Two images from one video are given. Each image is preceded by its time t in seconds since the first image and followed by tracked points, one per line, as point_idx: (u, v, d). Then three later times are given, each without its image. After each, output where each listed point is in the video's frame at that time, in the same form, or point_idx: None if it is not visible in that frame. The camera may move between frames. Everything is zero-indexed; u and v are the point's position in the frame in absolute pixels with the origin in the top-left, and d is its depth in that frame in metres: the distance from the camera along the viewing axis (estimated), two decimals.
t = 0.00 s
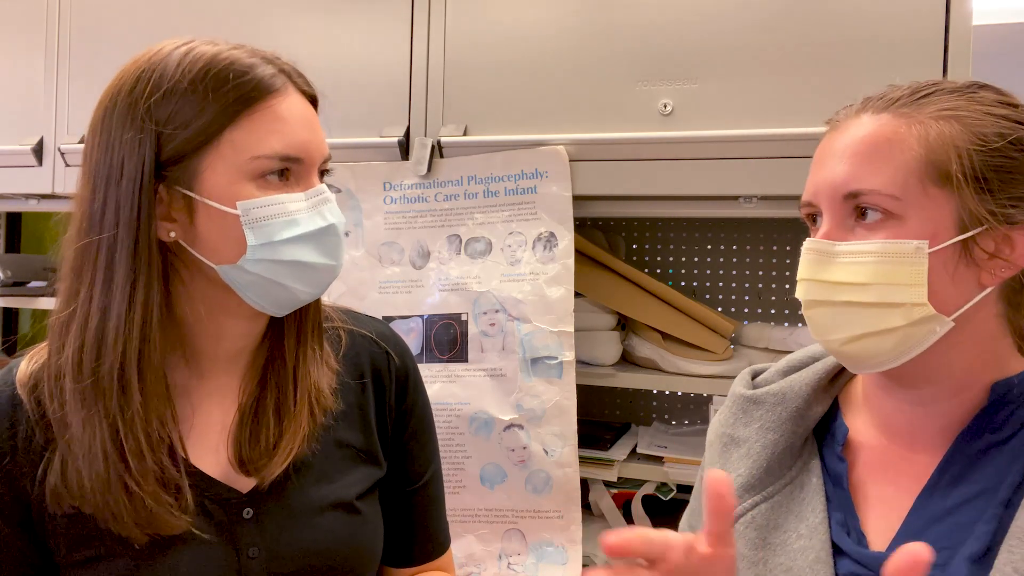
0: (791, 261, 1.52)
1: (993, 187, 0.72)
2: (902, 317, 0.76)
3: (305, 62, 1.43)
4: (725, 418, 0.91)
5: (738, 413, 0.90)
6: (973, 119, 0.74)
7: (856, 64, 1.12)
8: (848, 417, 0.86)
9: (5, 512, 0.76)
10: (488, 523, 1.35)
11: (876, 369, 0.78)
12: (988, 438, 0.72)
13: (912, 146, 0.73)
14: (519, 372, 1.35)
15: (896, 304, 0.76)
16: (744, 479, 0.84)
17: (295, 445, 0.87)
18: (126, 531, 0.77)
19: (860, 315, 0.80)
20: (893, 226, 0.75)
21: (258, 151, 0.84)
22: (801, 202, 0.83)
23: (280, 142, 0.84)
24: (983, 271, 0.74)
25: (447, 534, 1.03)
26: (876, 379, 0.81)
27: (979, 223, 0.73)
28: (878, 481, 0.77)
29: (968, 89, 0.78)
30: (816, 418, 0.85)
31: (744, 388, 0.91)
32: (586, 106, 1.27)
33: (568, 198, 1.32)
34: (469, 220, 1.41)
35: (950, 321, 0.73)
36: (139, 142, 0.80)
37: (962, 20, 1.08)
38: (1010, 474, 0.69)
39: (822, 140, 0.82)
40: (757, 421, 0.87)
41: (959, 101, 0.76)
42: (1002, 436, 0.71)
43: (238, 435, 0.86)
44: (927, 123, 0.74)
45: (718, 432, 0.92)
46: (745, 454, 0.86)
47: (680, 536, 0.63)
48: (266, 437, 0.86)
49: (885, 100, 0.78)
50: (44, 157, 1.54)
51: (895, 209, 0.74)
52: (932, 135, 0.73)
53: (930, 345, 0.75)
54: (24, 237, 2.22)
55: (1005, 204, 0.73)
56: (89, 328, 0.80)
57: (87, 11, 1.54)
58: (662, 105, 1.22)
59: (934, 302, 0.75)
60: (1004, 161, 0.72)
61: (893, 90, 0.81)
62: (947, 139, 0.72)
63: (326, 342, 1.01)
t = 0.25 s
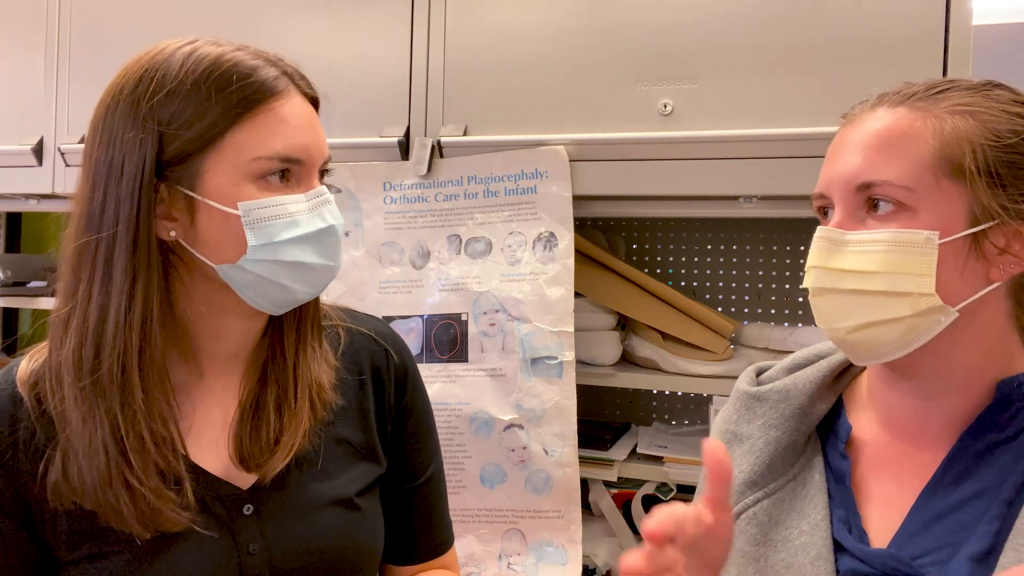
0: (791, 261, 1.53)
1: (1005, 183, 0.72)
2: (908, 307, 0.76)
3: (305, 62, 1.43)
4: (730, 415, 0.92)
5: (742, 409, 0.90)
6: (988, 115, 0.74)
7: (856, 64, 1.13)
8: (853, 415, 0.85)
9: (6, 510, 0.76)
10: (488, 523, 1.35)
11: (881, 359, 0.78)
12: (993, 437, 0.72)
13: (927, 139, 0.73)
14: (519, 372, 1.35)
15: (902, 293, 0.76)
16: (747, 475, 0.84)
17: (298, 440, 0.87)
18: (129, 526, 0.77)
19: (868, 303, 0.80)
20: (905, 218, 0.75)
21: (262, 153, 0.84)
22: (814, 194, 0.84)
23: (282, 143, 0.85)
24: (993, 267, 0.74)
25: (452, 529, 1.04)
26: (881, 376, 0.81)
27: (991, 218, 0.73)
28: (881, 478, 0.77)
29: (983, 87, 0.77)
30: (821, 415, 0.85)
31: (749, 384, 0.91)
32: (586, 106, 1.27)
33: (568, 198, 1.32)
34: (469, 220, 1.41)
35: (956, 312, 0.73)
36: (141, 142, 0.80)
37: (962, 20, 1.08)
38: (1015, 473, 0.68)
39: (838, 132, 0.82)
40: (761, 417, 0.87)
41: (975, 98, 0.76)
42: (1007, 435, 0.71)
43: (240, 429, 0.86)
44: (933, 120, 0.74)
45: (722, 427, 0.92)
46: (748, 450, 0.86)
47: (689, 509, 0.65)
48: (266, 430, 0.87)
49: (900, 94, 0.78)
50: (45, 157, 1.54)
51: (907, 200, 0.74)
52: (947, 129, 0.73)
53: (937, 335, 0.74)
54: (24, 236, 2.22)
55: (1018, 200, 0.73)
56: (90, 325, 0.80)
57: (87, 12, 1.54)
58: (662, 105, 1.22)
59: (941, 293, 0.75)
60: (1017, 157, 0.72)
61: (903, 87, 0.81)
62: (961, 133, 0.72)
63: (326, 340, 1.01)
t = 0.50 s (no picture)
0: (792, 261, 1.53)
1: (1005, 184, 0.72)
2: (906, 311, 0.76)
3: (305, 62, 1.43)
4: (732, 412, 0.91)
5: (743, 407, 0.90)
6: (987, 116, 0.74)
7: (856, 64, 1.13)
8: (853, 412, 0.85)
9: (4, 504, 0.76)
10: (488, 523, 1.35)
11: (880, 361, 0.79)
12: (998, 436, 0.72)
13: (924, 141, 0.73)
14: (519, 372, 1.35)
15: (900, 298, 0.77)
16: (750, 473, 0.84)
17: (299, 438, 0.87)
18: (129, 525, 0.77)
19: (868, 307, 0.81)
20: (903, 221, 0.75)
21: (260, 146, 0.84)
22: (814, 195, 0.84)
23: (281, 137, 0.85)
24: (993, 269, 0.73)
25: (451, 530, 1.04)
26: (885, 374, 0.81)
27: (989, 219, 0.73)
28: (884, 476, 0.77)
29: (984, 84, 0.77)
30: (823, 412, 0.85)
31: (750, 382, 0.91)
32: (586, 106, 1.27)
33: (568, 198, 1.32)
34: (469, 220, 1.41)
35: (956, 316, 0.73)
36: (141, 141, 0.80)
37: (962, 21, 1.08)
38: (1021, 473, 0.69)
39: (838, 132, 0.82)
40: (763, 415, 0.87)
41: (975, 97, 0.75)
42: (1012, 434, 0.71)
43: (241, 428, 0.86)
44: (928, 120, 0.74)
45: (723, 426, 0.91)
46: (750, 448, 0.86)
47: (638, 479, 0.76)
48: (270, 430, 0.87)
49: (899, 95, 0.78)
50: (45, 157, 1.54)
51: (905, 204, 0.74)
52: (945, 131, 0.73)
53: (935, 340, 0.74)
54: (24, 236, 2.22)
55: (1017, 201, 0.73)
56: (94, 323, 0.80)
57: (87, 11, 1.54)
58: (662, 105, 1.22)
59: (939, 297, 0.75)
60: (1017, 158, 0.72)
61: (899, 86, 0.81)
62: (959, 135, 0.72)
63: (326, 339, 1.01)
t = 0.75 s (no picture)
0: (792, 261, 1.52)
1: None
2: (933, 314, 0.75)
3: (305, 62, 1.43)
4: (735, 414, 0.91)
5: (749, 407, 0.90)
6: (1004, 116, 0.73)
7: (855, 63, 1.13)
8: (859, 412, 0.85)
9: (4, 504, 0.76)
10: (488, 523, 1.35)
11: (901, 364, 0.77)
12: (1002, 436, 0.71)
13: (949, 141, 0.72)
14: (519, 372, 1.35)
15: (929, 300, 0.76)
16: (756, 473, 0.84)
17: (301, 438, 0.87)
18: (124, 527, 0.76)
19: (888, 310, 0.79)
20: (928, 222, 0.74)
21: (261, 145, 0.84)
22: (825, 194, 0.82)
23: (284, 136, 0.85)
24: (1012, 269, 0.74)
25: (450, 533, 1.04)
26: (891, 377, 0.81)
27: (1012, 220, 0.73)
28: (889, 477, 0.77)
29: (997, 86, 0.77)
30: (829, 414, 0.85)
31: (755, 383, 0.91)
32: (585, 106, 1.27)
33: (568, 198, 1.32)
34: (469, 220, 1.41)
35: (979, 318, 0.73)
36: (143, 143, 0.80)
37: (962, 20, 1.08)
38: None
39: (846, 133, 0.81)
40: (769, 416, 0.87)
41: (992, 98, 0.75)
42: (1017, 433, 0.71)
43: (241, 430, 0.86)
44: (943, 119, 0.73)
45: (727, 426, 0.91)
46: (756, 449, 0.86)
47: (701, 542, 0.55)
48: (271, 431, 0.87)
49: (915, 94, 0.77)
50: (44, 157, 1.54)
51: (932, 205, 0.73)
52: (969, 130, 0.72)
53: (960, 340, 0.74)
54: (24, 236, 2.22)
55: None
56: (94, 325, 0.80)
57: (86, 11, 1.54)
58: (662, 105, 1.22)
59: (965, 298, 0.75)
60: None
61: (908, 86, 0.80)
62: (984, 135, 0.72)
63: (329, 341, 1.01)
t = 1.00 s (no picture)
0: (792, 261, 1.53)
1: (1014, 179, 0.72)
2: (917, 301, 0.76)
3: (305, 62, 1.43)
4: (732, 412, 0.91)
5: (744, 406, 0.90)
6: (997, 112, 0.73)
7: (856, 64, 1.13)
8: (853, 411, 0.85)
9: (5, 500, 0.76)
10: (488, 523, 1.35)
11: (892, 353, 0.77)
12: (995, 431, 0.71)
13: (934, 135, 0.72)
14: (519, 372, 1.35)
15: (913, 287, 0.76)
16: (750, 471, 0.84)
17: (306, 442, 0.87)
18: (130, 530, 0.77)
19: (878, 299, 0.80)
20: (914, 210, 0.75)
21: (268, 146, 0.84)
22: (820, 187, 0.83)
23: (290, 138, 0.85)
24: (1000, 261, 0.73)
25: (451, 536, 1.04)
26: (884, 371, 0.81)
27: (999, 212, 0.72)
28: (883, 472, 0.77)
29: (991, 86, 0.77)
30: (824, 412, 0.86)
31: (751, 381, 0.91)
32: (586, 106, 1.27)
33: (568, 198, 1.32)
34: (469, 220, 1.41)
35: (965, 307, 0.73)
36: (151, 145, 0.80)
37: (962, 21, 1.08)
38: (1019, 467, 0.68)
39: (844, 130, 0.82)
40: (764, 414, 0.87)
41: (983, 96, 0.75)
42: (1010, 429, 0.71)
43: (244, 432, 0.85)
44: (943, 116, 0.73)
45: (723, 424, 0.91)
46: (751, 446, 0.86)
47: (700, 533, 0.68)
48: (275, 435, 0.86)
49: (908, 91, 0.77)
50: (45, 157, 1.54)
51: (918, 193, 0.74)
52: (956, 125, 0.72)
53: (945, 330, 0.74)
54: (24, 236, 2.22)
55: None
56: (103, 329, 0.80)
57: (86, 11, 1.54)
58: (662, 105, 1.22)
59: (950, 286, 0.74)
60: None
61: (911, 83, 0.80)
62: (970, 129, 0.72)
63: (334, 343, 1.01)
